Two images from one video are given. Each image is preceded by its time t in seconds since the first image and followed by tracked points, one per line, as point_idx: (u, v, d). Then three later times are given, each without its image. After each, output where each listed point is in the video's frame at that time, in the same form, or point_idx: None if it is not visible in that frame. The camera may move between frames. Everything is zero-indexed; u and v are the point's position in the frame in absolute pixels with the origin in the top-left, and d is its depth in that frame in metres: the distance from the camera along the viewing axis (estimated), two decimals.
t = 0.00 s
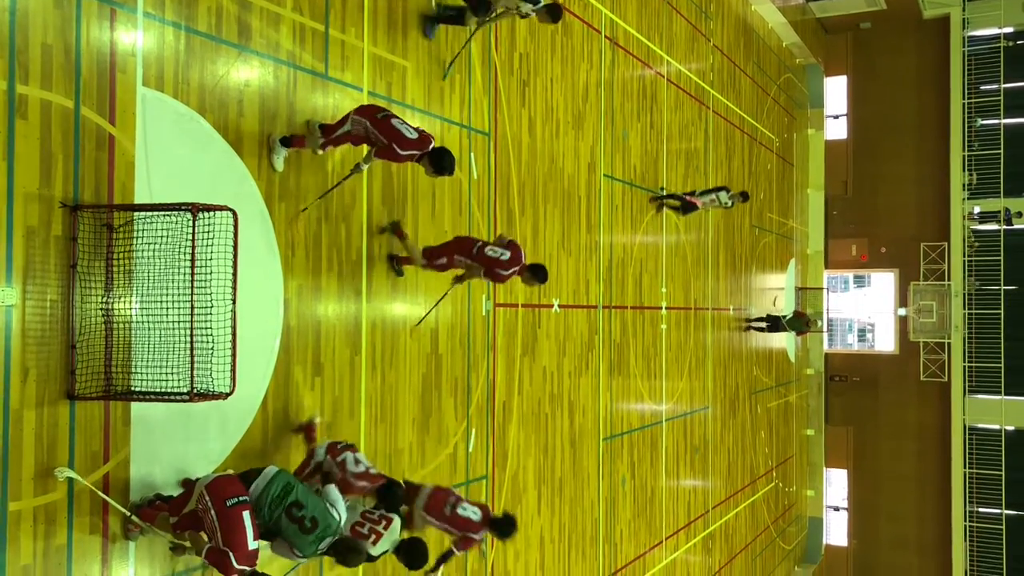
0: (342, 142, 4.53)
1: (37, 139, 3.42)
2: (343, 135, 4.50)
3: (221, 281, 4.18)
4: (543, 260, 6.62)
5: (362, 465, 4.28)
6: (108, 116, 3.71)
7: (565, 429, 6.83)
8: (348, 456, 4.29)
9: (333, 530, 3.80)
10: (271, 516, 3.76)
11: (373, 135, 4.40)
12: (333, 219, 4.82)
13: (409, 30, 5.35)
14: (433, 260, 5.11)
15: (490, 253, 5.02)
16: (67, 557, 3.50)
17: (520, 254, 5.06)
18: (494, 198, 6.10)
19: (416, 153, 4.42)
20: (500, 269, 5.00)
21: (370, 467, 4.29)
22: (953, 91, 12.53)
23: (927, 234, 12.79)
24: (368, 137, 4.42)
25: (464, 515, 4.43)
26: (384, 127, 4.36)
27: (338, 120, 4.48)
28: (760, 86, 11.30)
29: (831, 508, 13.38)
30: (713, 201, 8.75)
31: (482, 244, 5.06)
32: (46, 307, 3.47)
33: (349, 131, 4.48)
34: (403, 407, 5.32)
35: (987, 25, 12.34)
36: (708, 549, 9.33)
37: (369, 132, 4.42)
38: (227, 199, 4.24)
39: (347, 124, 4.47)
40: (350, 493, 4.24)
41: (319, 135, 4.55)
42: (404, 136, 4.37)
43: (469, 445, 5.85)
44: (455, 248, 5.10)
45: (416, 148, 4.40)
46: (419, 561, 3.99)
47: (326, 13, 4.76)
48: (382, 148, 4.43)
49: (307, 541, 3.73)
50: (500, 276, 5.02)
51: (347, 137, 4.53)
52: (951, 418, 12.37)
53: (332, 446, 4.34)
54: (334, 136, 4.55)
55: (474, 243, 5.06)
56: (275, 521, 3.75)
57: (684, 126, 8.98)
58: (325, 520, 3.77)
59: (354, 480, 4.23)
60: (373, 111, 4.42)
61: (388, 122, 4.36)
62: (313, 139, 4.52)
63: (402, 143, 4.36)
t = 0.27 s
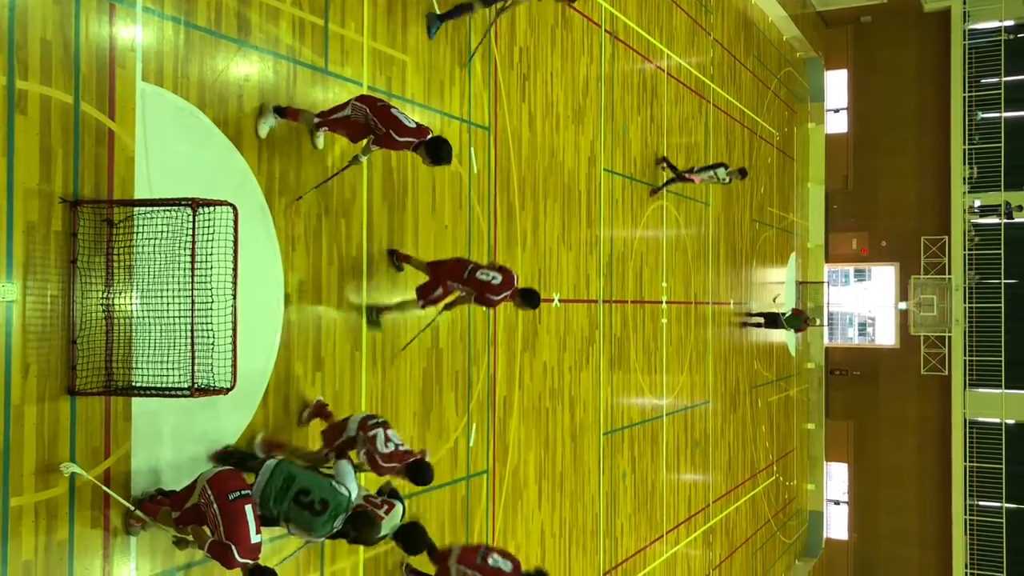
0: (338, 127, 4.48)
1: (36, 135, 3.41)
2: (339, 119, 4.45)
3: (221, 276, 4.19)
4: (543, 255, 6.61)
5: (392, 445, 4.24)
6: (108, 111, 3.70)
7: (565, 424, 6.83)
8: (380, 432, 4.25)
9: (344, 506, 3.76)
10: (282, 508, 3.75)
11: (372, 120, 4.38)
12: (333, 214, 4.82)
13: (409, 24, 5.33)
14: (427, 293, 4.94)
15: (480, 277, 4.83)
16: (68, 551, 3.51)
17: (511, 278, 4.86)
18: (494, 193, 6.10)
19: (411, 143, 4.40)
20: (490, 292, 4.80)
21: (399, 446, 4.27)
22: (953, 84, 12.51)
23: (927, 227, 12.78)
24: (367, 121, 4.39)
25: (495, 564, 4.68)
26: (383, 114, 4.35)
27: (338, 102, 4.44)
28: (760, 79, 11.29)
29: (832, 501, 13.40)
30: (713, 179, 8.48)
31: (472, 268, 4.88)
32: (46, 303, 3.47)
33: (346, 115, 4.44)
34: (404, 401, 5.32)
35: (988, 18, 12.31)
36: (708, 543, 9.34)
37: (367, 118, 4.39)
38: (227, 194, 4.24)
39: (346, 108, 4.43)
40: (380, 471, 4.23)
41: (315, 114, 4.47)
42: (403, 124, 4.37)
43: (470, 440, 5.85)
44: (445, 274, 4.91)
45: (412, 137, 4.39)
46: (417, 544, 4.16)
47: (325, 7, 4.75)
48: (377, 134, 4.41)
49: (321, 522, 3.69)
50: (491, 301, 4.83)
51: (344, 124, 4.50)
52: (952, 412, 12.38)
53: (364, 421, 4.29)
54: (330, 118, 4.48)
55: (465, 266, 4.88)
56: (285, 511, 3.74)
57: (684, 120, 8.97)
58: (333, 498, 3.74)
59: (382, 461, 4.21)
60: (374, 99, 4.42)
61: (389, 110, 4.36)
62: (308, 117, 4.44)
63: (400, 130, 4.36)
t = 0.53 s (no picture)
0: (329, 113, 4.44)
1: (32, 125, 3.40)
2: (330, 105, 4.41)
3: (219, 266, 4.19)
4: (541, 243, 6.61)
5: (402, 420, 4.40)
6: (104, 100, 3.70)
7: (564, 412, 6.85)
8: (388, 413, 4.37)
9: (354, 456, 3.93)
10: (293, 462, 3.94)
11: (361, 105, 4.33)
12: (331, 203, 4.81)
13: (406, 11, 5.32)
14: (425, 325, 5.02)
15: (478, 309, 4.96)
16: (69, 541, 3.52)
17: (508, 308, 5.02)
18: (492, 181, 6.09)
19: (404, 124, 4.35)
20: (490, 326, 4.96)
21: (406, 417, 4.42)
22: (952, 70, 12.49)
23: (925, 213, 12.78)
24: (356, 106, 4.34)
25: None
26: (372, 98, 4.30)
27: (327, 88, 4.39)
28: (758, 66, 11.26)
29: (831, 488, 13.40)
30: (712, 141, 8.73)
31: (470, 299, 4.99)
32: (44, 293, 3.47)
33: (336, 101, 4.40)
34: (402, 389, 5.33)
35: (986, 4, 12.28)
36: (707, 529, 9.38)
37: (357, 103, 4.35)
38: (225, 183, 4.23)
39: (335, 94, 4.38)
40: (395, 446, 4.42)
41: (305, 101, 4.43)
42: (393, 106, 4.31)
43: (469, 428, 5.86)
44: (443, 307, 5.00)
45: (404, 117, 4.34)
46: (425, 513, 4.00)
47: None
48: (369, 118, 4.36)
49: (331, 473, 3.88)
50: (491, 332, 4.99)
51: (336, 109, 4.46)
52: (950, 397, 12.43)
53: (368, 402, 4.40)
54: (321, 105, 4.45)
55: (462, 298, 4.98)
56: (297, 466, 3.93)
57: (682, 107, 8.95)
58: (341, 450, 3.91)
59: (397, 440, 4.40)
60: (363, 82, 4.35)
61: (378, 93, 4.30)
62: (299, 105, 4.41)
63: (391, 112, 4.31)
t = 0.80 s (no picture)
0: (324, 87, 4.44)
1: (24, 104, 3.38)
2: (325, 78, 4.41)
3: (214, 245, 4.18)
4: (537, 220, 6.61)
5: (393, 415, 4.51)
6: (96, 79, 3.67)
7: (561, 389, 6.87)
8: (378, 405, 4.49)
9: (362, 437, 4.02)
10: (308, 423, 4.12)
11: (356, 77, 4.32)
12: (325, 181, 4.80)
13: None
14: (417, 324, 5.07)
15: (468, 307, 4.97)
16: (69, 521, 3.53)
17: (498, 305, 4.99)
18: (487, 158, 6.07)
19: (397, 96, 4.27)
20: (480, 325, 4.98)
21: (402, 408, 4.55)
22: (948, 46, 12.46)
23: (920, 188, 12.77)
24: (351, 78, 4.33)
25: None
26: (367, 69, 4.29)
27: (323, 61, 4.41)
28: (753, 41, 11.20)
29: (826, 462, 13.51)
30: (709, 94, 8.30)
31: (460, 297, 5.00)
32: (39, 275, 3.46)
33: (331, 74, 4.40)
34: (399, 367, 5.34)
35: None
36: (703, 504, 9.45)
37: (352, 75, 4.33)
38: (219, 163, 4.21)
39: (331, 67, 4.39)
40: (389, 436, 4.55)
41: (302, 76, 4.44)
42: (387, 77, 4.27)
43: (467, 406, 5.88)
44: (434, 306, 5.04)
45: (396, 90, 4.27)
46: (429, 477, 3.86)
47: None
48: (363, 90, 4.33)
49: (335, 443, 4.00)
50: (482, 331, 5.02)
51: (332, 84, 4.45)
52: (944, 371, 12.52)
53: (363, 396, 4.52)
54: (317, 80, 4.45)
55: (453, 296, 5.00)
56: (312, 427, 4.10)
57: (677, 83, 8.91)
58: (354, 425, 4.02)
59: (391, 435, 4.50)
60: (359, 56, 4.36)
61: (372, 64, 4.29)
62: (294, 79, 4.41)
63: (384, 82, 4.27)
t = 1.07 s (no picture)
0: (315, 53, 4.39)
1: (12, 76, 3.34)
2: (317, 44, 4.37)
3: (207, 217, 4.16)
4: (531, 190, 6.58)
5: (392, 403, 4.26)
6: (84, 50, 3.63)
7: (556, 358, 6.89)
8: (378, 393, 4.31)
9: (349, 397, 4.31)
10: (298, 379, 4.27)
11: (347, 41, 4.27)
12: (318, 152, 4.76)
13: None
14: (429, 294, 5.14)
15: (481, 278, 5.07)
16: (68, 493, 3.55)
17: (509, 276, 5.14)
18: (481, 127, 6.04)
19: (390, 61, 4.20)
20: (492, 295, 5.09)
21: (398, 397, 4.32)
22: (944, 13, 12.40)
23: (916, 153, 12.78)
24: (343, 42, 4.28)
25: None
26: (358, 34, 4.23)
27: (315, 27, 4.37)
28: (748, 8, 11.11)
29: (820, 429, 13.49)
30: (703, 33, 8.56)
31: (472, 268, 5.08)
32: (32, 248, 3.44)
33: (323, 40, 4.35)
34: (394, 337, 5.34)
35: None
36: (698, 471, 9.52)
37: (344, 40, 4.28)
38: (211, 134, 4.18)
39: (322, 32, 4.35)
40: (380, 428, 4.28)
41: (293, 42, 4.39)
42: (379, 41, 4.20)
43: (462, 376, 5.90)
44: (446, 277, 5.11)
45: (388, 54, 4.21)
46: (427, 448, 4.04)
47: None
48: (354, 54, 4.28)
49: (325, 399, 4.26)
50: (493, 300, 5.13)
51: (323, 50, 4.41)
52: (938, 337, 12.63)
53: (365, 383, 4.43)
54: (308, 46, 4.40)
55: (465, 267, 5.07)
56: (302, 384, 4.27)
57: (671, 48, 8.84)
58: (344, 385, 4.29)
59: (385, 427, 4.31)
60: (351, 21, 4.31)
61: (364, 28, 4.24)
62: (284, 45, 4.36)
63: (376, 47, 4.20)
